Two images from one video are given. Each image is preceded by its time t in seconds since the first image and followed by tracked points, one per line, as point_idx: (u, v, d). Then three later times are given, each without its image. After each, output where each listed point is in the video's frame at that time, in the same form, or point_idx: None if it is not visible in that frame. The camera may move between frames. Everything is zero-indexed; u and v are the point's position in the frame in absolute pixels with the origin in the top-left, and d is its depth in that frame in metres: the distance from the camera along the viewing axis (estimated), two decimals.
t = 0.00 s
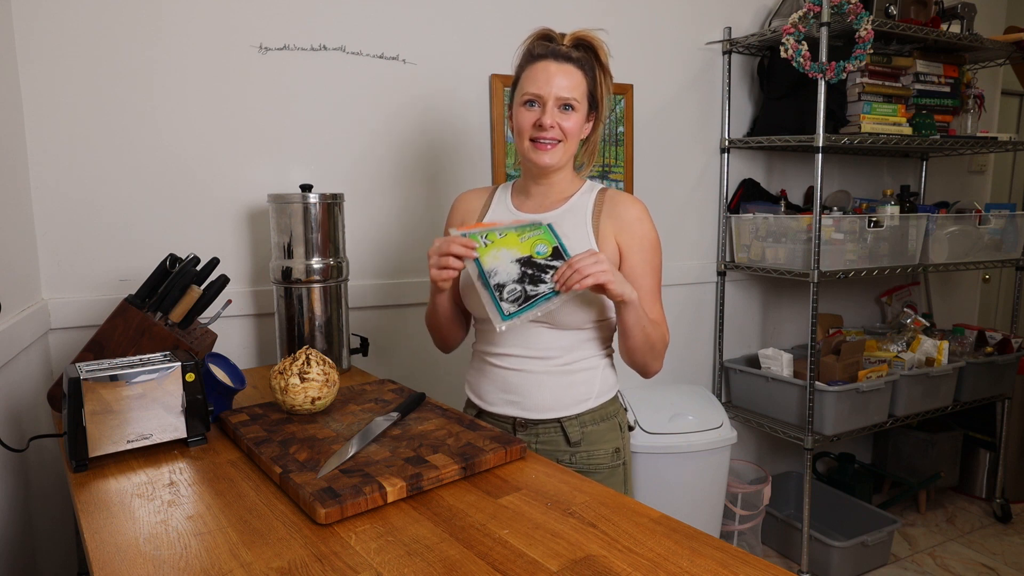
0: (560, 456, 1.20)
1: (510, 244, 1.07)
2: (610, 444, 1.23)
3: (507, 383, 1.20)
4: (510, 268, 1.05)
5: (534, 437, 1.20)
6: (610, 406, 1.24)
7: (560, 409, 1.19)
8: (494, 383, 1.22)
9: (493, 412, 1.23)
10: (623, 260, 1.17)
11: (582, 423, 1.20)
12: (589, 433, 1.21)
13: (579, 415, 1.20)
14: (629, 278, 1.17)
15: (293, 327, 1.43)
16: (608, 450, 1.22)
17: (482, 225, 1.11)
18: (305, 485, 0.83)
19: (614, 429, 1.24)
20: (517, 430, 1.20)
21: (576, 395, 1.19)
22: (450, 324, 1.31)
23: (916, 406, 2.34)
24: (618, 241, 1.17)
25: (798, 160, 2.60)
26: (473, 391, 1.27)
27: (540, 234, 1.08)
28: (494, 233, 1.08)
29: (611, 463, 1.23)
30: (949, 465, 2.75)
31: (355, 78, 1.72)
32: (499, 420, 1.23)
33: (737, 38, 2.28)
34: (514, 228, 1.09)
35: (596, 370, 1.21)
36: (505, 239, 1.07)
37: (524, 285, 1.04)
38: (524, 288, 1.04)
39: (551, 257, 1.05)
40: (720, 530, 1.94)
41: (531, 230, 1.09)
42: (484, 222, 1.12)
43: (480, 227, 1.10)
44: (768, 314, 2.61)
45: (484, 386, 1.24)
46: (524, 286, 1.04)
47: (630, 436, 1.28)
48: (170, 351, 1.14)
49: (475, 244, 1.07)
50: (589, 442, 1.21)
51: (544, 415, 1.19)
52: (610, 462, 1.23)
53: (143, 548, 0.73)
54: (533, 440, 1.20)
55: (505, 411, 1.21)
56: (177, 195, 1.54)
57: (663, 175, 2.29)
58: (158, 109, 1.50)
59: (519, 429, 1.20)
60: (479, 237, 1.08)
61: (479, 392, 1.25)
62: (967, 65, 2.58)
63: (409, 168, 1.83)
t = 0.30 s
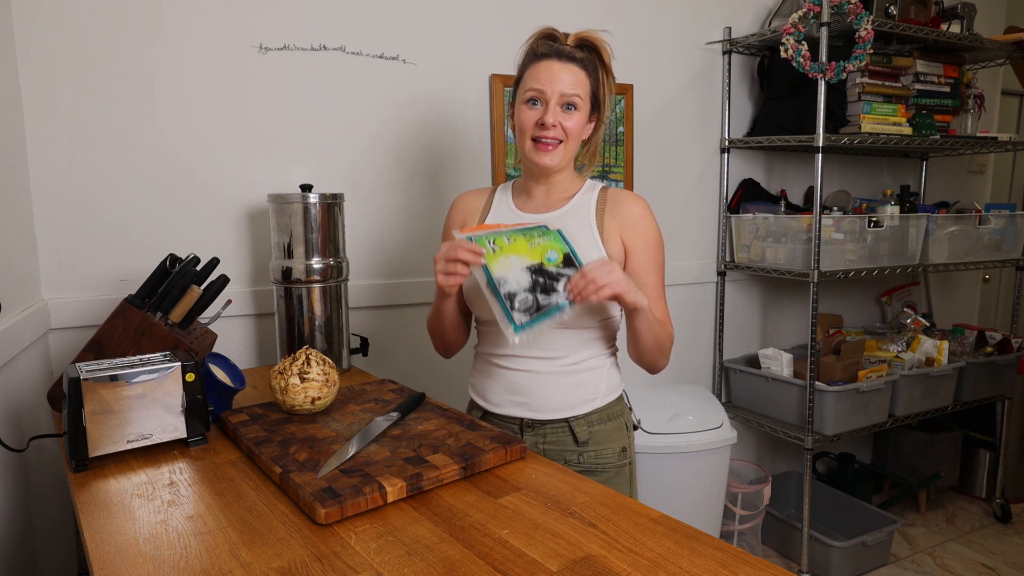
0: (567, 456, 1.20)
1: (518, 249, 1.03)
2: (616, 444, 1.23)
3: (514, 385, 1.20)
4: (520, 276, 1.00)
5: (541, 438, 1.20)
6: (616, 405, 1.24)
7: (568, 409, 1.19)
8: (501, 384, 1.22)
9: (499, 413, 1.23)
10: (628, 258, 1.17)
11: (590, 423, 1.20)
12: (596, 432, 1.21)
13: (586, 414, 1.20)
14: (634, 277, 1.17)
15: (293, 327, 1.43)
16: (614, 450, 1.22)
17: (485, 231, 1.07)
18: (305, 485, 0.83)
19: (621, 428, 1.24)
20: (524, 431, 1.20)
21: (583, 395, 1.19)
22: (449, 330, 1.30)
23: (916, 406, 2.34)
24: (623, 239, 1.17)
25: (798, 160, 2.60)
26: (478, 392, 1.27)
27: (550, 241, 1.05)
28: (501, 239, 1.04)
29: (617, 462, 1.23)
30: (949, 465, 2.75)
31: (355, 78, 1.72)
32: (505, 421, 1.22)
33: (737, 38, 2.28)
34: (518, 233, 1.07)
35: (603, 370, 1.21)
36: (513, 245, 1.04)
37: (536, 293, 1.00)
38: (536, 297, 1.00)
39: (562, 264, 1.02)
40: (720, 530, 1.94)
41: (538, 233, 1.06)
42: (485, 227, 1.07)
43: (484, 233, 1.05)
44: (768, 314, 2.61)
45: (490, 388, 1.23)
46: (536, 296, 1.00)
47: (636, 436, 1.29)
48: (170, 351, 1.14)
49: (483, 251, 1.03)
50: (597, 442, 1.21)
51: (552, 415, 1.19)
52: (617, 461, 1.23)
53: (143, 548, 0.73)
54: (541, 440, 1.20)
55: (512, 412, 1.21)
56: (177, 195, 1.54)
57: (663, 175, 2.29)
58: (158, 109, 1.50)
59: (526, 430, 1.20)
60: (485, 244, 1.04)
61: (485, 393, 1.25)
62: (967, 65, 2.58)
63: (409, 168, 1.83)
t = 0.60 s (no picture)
0: (567, 456, 1.20)
1: (510, 277, 1.02)
2: (616, 444, 1.23)
3: (515, 384, 1.20)
4: (511, 310, 1.02)
5: (541, 437, 1.20)
6: (616, 405, 1.24)
7: (569, 408, 1.19)
8: (502, 383, 1.22)
9: (500, 412, 1.23)
10: (629, 260, 1.17)
11: (590, 422, 1.20)
12: (596, 432, 1.20)
13: (586, 414, 1.20)
14: (636, 278, 1.17)
15: (293, 327, 1.43)
16: (614, 449, 1.22)
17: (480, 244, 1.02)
18: (305, 485, 0.83)
19: (621, 428, 1.24)
20: (525, 430, 1.20)
21: (584, 394, 1.19)
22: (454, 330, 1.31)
23: (916, 406, 2.34)
24: (624, 240, 1.17)
25: (798, 160, 2.60)
26: (479, 392, 1.27)
27: (545, 271, 1.01)
28: (492, 263, 1.02)
29: (617, 462, 1.23)
30: (949, 465, 2.75)
31: (355, 78, 1.72)
32: (506, 420, 1.22)
33: (737, 38, 2.28)
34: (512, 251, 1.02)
35: (603, 370, 1.21)
36: (506, 273, 1.02)
37: (526, 330, 1.03)
38: (526, 334, 1.03)
39: (553, 303, 1.02)
40: (720, 530, 1.94)
41: (530, 256, 1.01)
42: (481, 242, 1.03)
43: (477, 253, 1.03)
44: (768, 314, 2.61)
45: (491, 387, 1.23)
46: (526, 332, 1.03)
47: (636, 436, 1.29)
48: (170, 351, 1.14)
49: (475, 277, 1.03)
50: (597, 442, 1.20)
51: (553, 414, 1.19)
52: (617, 461, 1.23)
53: (143, 548, 0.73)
54: (541, 439, 1.20)
55: (513, 412, 1.21)
56: (177, 195, 1.54)
57: (663, 175, 2.29)
58: (159, 109, 1.50)
59: (527, 429, 1.20)
60: (478, 267, 1.03)
61: (485, 392, 1.25)
62: (967, 65, 2.58)
63: (409, 168, 1.83)
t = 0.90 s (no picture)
0: (565, 456, 1.20)
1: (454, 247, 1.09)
2: (614, 444, 1.23)
3: (515, 384, 1.20)
4: (440, 275, 1.13)
5: (540, 436, 1.19)
6: (615, 406, 1.24)
7: (568, 408, 1.19)
8: (501, 382, 1.22)
9: (499, 411, 1.23)
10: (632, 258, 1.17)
11: (589, 422, 1.20)
12: (594, 433, 1.20)
13: (585, 414, 1.19)
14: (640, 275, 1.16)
15: (293, 327, 1.43)
16: (612, 450, 1.22)
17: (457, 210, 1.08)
18: (305, 485, 0.83)
19: (619, 428, 1.24)
20: (523, 430, 1.20)
21: (583, 395, 1.19)
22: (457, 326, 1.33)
23: (916, 406, 2.34)
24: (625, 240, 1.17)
25: (798, 160, 2.60)
26: (479, 391, 1.27)
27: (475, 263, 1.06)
28: (450, 226, 1.08)
29: (615, 462, 1.23)
30: (949, 465, 2.75)
31: (355, 78, 1.72)
32: (505, 420, 1.22)
33: (737, 38, 2.28)
34: (469, 227, 1.06)
35: (603, 371, 1.21)
36: (452, 242, 1.09)
37: (442, 298, 1.14)
38: (442, 302, 1.15)
39: (464, 291, 1.09)
40: (720, 530, 1.94)
41: (477, 241, 1.05)
42: (458, 207, 1.08)
43: (448, 212, 1.09)
44: (768, 314, 2.61)
45: (491, 386, 1.24)
46: (441, 300, 1.14)
47: (634, 437, 1.28)
48: (170, 351, 1.14)
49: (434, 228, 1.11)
50: (595, 442, 1.20)
51: (552, 415, 1.18)
52: (615, 461, 1.23)
53: (143, 548, 0.73)
54: (539, 439, 1.20)
55: (513, 412, 1.20)
56: (176, 195, 1.53)
57: (663, 175, 2.29)
58: (159, 109, 1.49)
59: (526, 429, 1.20)
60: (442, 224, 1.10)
61: (485, 392, 1.25)
62: (967, 65, 2.58)
63: (409, 168, 1.83)
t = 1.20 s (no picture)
0: (560, 457, 1.20)
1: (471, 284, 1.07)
2: (611, 448, 1.22)
3: (510, 382, 1.22)
4: (456, 307, 1.11)
5: (534, 436, 1.21)
6: (614, 409, 1.23)
7: (561, 408, 1.19)
8: (498, 380, 1.23)
9: (496, 409, 1.25)
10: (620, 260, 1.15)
11: (584, 423, 1.19)
12: (590, 435, 1.20)
13: (579, 415, 1.19)
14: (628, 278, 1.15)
15: (293, 327, 1.43)
16: (608, 453, 1.21)
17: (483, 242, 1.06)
18: (305, 485, 0.83)
19: (618, 432, 1.23)
20: (518, 428, 1.22)
21: (577, 394, 1.19)
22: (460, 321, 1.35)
23: (916, 407, 2.34)
24: (614, 241, 1.16)
25: (798, 160, 2.60)
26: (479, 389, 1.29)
27: (490, 305, 1.05)
28: (471, 260, 1.07)
29: (612, 467, 1.22)
30: (949, 465, 2.75)
31: (355, 78, 1.72)
32: (502, 418, 1.24)
33: (737, 38, 2.28)
34: (490, 265, 1.04)
35: (599, 370, 1.21)
36: (471, 278, 1.07)
37: (455, 330, 1.13)
38: (455, 334, 1.13)
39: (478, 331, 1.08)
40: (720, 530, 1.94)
41: (496, 280, 1.03)
42: (484, 243, 1.06)
43: (471, 244, 1.08)
44: (768, 314, 2.61)
45: (489, 384, 1.25)
46: (455, 332, 1.13)
47: (637, 443, 1.26)
48: (170, 351, 1.14)
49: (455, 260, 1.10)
50: (590, 444, 1.20)
51: (545, 413, 1.19)
52: (611, 466, 1.22)
53: (143, 548, 0.73)
54: (534, 438, 1.21)
55: (508, 409, 1.22)
56: (176, 195, 1.54)
57: (663, 175, 2.29)
58: (159, 109, 1.50)
59: (521, 427, 1.21)
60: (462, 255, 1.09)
61: (484, 389, 1.27)
62: (967, 65, 2.58)
63: (409, 168, 1.83)
